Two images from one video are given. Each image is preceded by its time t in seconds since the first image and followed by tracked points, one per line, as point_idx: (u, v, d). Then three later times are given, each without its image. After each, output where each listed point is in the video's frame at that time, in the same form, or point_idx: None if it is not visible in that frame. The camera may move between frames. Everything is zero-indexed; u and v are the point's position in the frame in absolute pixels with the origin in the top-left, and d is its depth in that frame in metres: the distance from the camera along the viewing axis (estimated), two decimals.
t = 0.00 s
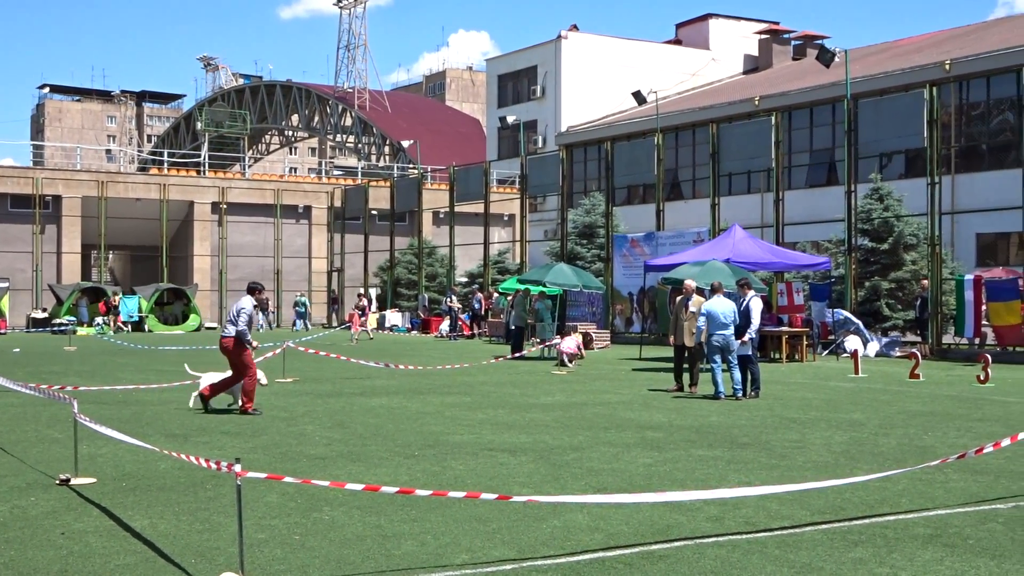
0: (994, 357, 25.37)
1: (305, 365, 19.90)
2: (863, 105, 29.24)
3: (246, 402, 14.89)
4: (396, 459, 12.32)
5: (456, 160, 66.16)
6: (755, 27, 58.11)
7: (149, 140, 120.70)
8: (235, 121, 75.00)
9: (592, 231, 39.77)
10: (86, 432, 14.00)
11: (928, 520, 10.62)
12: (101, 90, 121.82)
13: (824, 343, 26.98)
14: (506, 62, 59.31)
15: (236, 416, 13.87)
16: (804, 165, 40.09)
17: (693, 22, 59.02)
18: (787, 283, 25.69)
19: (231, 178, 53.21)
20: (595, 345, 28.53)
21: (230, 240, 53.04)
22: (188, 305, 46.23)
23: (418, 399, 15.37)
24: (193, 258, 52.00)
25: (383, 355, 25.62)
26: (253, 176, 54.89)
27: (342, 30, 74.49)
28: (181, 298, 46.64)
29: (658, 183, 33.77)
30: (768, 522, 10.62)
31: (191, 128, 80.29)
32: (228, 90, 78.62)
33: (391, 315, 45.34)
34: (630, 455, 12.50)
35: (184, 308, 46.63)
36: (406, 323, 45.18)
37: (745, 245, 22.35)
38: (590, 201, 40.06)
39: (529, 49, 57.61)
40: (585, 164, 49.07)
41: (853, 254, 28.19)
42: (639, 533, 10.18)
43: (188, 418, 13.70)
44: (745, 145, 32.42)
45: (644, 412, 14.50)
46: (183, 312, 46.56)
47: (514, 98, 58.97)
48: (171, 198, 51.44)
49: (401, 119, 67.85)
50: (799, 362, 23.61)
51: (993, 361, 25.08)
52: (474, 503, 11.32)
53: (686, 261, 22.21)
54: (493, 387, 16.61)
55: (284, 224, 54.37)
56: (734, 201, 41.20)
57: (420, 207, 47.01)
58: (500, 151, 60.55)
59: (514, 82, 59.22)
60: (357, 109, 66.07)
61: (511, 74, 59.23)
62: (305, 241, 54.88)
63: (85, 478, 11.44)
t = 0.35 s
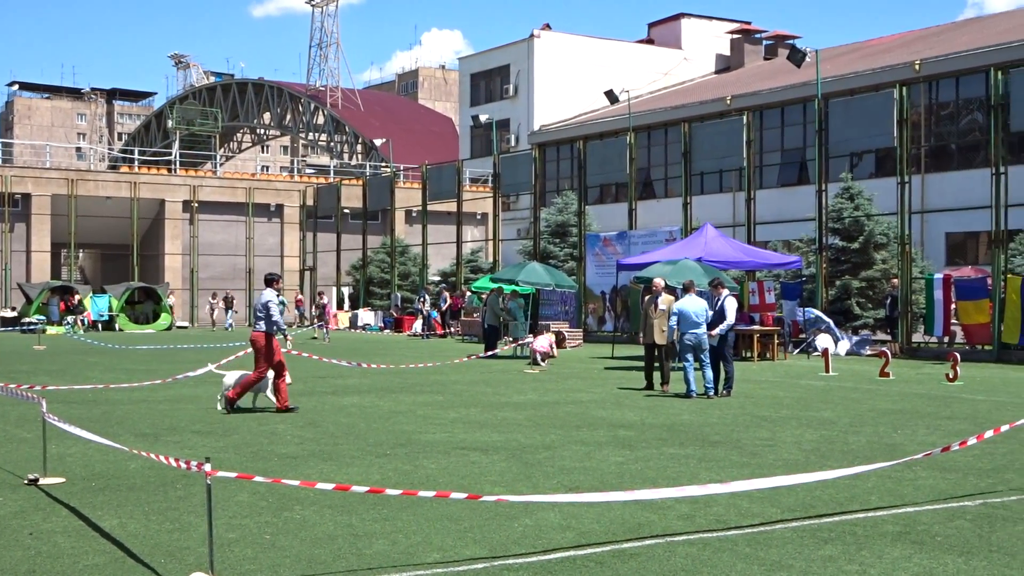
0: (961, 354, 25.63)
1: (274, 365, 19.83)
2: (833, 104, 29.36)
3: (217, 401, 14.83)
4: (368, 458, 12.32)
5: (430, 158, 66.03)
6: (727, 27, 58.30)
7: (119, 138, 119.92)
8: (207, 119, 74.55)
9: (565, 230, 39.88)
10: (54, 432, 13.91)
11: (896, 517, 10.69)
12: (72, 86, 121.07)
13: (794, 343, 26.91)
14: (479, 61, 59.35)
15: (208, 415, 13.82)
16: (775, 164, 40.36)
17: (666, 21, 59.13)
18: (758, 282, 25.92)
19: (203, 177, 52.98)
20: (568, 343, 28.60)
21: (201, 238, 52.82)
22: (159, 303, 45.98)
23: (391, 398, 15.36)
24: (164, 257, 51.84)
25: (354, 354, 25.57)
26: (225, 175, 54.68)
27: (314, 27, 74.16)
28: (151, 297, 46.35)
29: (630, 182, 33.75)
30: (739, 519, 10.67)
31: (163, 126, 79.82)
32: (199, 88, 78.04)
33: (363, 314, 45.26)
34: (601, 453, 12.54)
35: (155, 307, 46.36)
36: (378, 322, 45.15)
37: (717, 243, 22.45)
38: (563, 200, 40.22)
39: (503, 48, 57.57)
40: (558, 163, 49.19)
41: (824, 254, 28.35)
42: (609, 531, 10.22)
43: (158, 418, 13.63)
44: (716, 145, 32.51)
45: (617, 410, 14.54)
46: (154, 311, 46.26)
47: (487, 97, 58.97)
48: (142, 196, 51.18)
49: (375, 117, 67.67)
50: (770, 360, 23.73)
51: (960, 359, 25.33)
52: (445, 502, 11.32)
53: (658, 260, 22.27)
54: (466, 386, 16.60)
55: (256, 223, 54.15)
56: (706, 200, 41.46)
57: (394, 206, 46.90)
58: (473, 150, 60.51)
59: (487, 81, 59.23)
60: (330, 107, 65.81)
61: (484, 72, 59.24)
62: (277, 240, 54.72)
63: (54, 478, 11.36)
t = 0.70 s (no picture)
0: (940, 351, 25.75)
1: (247, 362, 19.63)
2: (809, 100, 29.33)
3: (189, 399, 14.62)
4: (342, 456, 12.18)
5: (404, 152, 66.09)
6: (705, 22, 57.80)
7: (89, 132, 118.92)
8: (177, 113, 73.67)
9: (543, 225, 39.83)
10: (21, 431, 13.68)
11: (873, 514, 10.62)
12: (43, 80, 120.05)
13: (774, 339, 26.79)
14: (455, 54, 59.29)
15: (179, 414, 13.63)
16: (753, 160, 40.36)
17: (645, 16, 59.09)
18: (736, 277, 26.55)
19: (175, 170, 52.54)
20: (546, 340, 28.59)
21: (174, 233, 52.32)
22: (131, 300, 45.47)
23: (366, 396, 15.18)
24: (136, 252, 51.23)
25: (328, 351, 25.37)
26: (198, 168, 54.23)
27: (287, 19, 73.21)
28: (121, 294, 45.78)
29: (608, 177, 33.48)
30: (716, 518, 10.57)
31: (134, 119, 79.24)
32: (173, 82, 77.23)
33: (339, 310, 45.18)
34: (579, 451, 12.43)
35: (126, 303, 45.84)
36: (354, 318, 45.05)
37: (695, 239, 22.38)
38: (541, 195, 40.14)
39: (479, 42, 57.45)
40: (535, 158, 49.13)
41: (804, 249, 28.34)
42: (586, 530, 10.09)
43: (127, 416, 13.42)
44: (694, 141, 32.47)
45: (595, 408, 14.42)
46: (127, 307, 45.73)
47: (464, 91, 58.87)
48: (114, 190, 50.75)
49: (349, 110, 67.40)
50: (750, 356, 23.67)
51: (939, 356, 25.41)
52: (418, 502, 11.20)
53: (637, 255, 22.18)
54: (442, 384, 16.44)
55: (229, 218, 53.90)
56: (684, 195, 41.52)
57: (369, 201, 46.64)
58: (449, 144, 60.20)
59: (463, 75, 59.12)
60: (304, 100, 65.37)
61: (460, 66, 59.15)
62: (252, 234, 54.46)
63: (21, 478, 11.14)
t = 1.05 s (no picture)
0: (989, 358, 23.56)
1: (179, 373, 17.53)
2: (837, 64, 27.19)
3: (103, 418, 12.54)
4: (284, 485, 10.16)
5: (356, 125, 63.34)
6: None
7: None
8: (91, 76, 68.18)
9: (523, 210, 37.74)
10: None
11: (910, 552, 8.56)
12: None
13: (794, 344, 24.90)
14: (418, 10, 56.53)
15: (91, 435, 11.58)
16: (772, 133, 38.37)
17: None
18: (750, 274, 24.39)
19: (88, 147, 49.31)
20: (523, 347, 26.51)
21: (83, 219, 49.23)
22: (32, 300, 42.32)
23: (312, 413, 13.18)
24: (40, 243, 48.33)
25: (277, 358, 23.15)
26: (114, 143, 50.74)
27: None
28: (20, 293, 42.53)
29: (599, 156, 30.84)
30: (727, 557, 8.42)
31: (36, 85, 74.01)
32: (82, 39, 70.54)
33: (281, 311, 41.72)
34: (566, 478, 10.44)
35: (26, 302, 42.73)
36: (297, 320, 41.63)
37: (702, 227, 20.42)
38: (521, 174, 37.99)
39: None
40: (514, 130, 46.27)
41: (829, 237, 26.02)
42: (575, 570, 8.04)
43: (29, 440, 11.34)
44: (701, 112, 30.05)
45: (583, 426, 12.41)
46: (25, 309, 42.47)
47: (429, 52, 56.18)
48: (12, 167, 47.49)
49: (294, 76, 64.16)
50: (767, 365, 21.83)
51: (989, 362, 23.36)
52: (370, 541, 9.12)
53: (633, 246, 20.19)
54: (402, 398, 14.42)
55: (150, 201, 50.52)
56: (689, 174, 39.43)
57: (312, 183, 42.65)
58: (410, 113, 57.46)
59: (429, 32, 56.37)
60: (238, 63, 61.87)
61: (425, 23, 56.42)
62: (175, 221, 51.04)
63: None
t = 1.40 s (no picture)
0: None
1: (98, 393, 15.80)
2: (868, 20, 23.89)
3: None
4: (205, 522, 8.37)
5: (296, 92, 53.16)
6: None
7: None
8: None
9: (491, 192, 35.56)
10: None
11: None
12: None
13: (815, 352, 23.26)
14: None
15: None
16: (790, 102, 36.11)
17: None
18: (764, 270, 22.64)
19: None
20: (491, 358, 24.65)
21: None
22: None
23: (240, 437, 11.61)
24: None
25: (214, 370, 21.29)
26: None
27: None
28: None
29: (584, 129, 28.37)
30: None
31: None
32: None
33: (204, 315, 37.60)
34: (543, 513, 8.66)
35: None
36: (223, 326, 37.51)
37: (705, 213, 18.72)
38: (491, 151, 35.78)
39: None
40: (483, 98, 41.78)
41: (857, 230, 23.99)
42: None
43: None
44: (706, 74, 26.79)
45: (563, 452, 10.66)
46: None
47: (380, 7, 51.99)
48: None
49: (217, 29, 53.16)
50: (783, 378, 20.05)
51: None
52: None
53: (627, 234, 18.47)
54: (350, 421, 12.78)
55: (46, 180, 44.22)
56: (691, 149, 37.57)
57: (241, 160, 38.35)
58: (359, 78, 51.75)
59: None
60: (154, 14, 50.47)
61: None
62: (76, 206, 44.93)
63: None
